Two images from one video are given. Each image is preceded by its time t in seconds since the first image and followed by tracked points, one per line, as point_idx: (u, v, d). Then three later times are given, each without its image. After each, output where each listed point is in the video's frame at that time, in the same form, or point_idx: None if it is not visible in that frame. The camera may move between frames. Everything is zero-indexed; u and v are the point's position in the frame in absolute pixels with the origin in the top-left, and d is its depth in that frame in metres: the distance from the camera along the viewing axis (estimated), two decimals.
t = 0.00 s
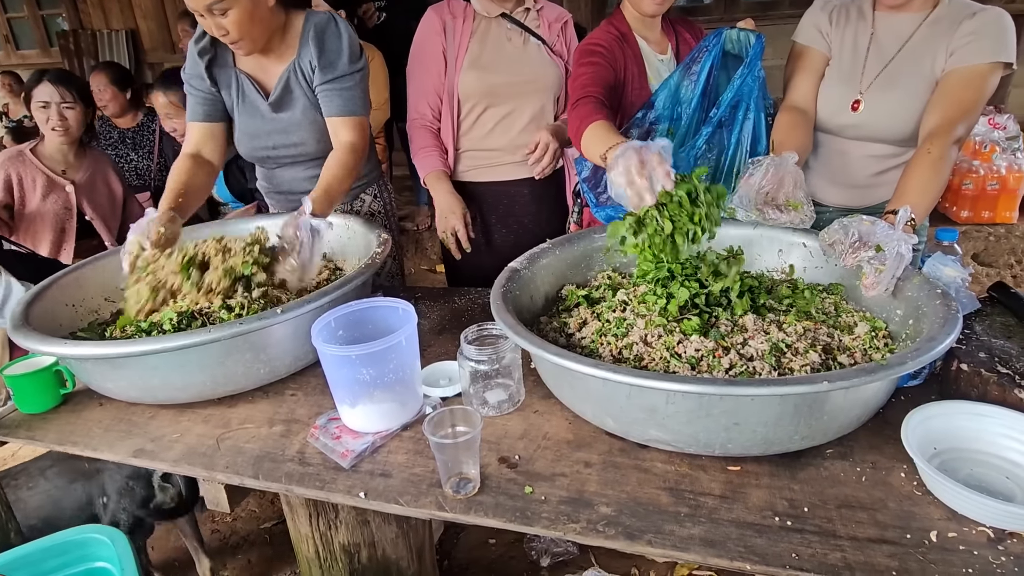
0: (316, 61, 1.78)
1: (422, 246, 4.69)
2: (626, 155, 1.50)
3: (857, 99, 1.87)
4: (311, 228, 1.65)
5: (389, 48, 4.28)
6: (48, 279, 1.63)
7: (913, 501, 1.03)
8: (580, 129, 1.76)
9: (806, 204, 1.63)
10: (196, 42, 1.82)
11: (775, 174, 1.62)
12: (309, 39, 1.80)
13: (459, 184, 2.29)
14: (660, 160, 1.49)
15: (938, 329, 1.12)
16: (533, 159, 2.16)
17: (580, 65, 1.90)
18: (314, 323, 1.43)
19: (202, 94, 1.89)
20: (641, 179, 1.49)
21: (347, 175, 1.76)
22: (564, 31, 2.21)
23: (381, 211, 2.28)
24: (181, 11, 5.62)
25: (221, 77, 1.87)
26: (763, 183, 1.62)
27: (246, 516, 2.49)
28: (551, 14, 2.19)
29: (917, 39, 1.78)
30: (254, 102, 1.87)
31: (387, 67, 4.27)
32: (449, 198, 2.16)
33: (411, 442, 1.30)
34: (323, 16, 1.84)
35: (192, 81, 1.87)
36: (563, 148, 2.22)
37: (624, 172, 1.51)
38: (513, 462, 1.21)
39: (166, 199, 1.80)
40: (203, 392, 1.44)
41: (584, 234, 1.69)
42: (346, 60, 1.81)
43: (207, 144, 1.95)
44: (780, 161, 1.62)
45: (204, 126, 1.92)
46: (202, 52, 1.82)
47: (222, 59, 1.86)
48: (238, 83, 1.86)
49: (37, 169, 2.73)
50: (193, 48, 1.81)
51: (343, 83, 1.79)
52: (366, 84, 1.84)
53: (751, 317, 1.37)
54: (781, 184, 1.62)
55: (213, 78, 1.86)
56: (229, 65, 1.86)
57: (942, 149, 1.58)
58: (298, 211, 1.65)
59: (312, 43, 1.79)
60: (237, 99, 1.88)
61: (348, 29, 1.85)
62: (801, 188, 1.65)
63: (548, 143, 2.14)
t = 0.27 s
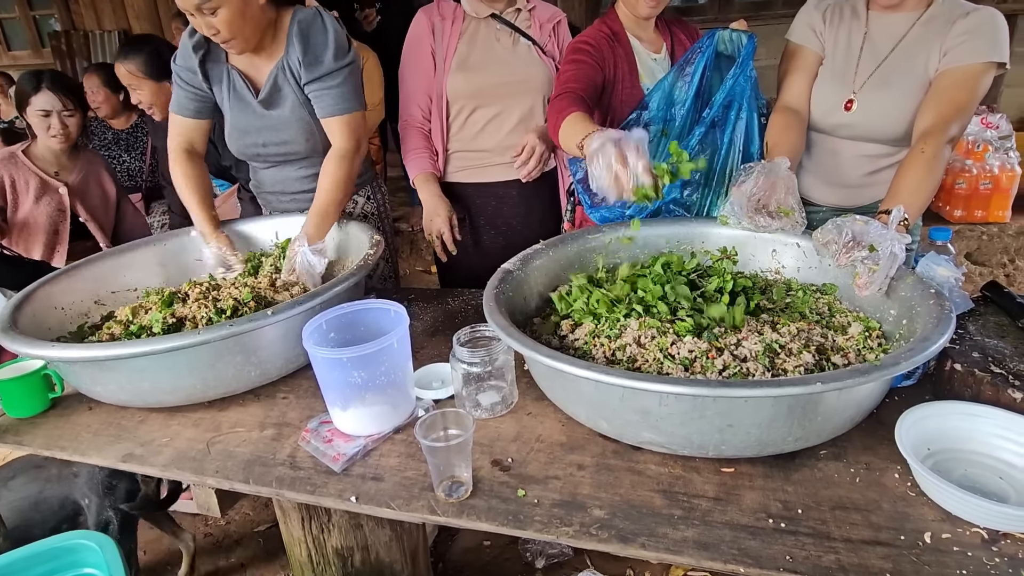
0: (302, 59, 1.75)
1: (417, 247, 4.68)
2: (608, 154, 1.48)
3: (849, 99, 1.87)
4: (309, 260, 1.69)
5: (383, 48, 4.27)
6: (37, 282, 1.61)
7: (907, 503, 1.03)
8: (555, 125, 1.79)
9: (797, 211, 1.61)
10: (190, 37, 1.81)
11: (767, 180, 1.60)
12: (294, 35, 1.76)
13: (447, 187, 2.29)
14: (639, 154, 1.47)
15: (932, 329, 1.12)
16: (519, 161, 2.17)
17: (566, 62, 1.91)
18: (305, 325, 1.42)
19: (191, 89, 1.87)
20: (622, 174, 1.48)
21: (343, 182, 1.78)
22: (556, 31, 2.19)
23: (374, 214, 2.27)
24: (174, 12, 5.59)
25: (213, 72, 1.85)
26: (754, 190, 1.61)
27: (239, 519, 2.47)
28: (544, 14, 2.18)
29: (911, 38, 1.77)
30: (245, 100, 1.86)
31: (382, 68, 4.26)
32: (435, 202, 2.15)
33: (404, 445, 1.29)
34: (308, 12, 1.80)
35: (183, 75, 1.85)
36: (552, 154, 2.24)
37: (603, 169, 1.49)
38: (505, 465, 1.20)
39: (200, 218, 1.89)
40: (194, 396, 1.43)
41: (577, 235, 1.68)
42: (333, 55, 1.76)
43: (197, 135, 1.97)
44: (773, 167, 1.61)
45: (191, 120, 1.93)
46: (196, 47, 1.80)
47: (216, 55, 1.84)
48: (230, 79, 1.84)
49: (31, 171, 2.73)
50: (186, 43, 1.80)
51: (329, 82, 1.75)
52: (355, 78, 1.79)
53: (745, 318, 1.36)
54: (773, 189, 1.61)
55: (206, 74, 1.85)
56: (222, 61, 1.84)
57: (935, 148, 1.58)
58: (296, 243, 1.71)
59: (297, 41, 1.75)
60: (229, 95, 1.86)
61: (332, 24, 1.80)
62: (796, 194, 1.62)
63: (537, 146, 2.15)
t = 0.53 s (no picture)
0: (298, 61, 1.75)
1: (411, 248, 4.67)
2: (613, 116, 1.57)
3: (842, 100, 1.87)
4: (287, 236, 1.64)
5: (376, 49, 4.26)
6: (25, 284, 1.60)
7: (900, 502, 1.03)
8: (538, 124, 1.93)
9: (791, 212, 1.60)
10: (182, 42, 1.79)
11: (763, 179, 1.59)
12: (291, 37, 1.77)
13: (437, 188, 2.29)
14: (645, 125, 1.57)
15: (924, 329, 1.12)
16: (513, 163, 2.16)
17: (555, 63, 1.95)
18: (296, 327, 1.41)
19: (188, 95, 1.87)
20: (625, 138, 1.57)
21: (330, 178, 1.76)
22: (546, 31, 2.19)
23: (369, 214, 2.25)
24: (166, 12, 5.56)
25: (207, 77, 1.85)
26: (749, 191, 1.60)
27: (232, 522, 2.46)
28: (533, 14, 2.18)
29: (903, 39, 1.78)
30: (238, 103, 1.86)
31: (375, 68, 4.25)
32: (423, 204, 2.15)
33: (396, 448, 1.29)
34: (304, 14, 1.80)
35: (176, 81, 1.84)
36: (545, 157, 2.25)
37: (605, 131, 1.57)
38: (499, 467, 1.20)
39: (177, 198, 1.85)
40: (184, 399, 1.42)
41: (571, 235, 1.68)
42: (327, 58, 1.77)
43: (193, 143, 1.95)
44: (767, 169, 1.60)
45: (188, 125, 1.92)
46: (188, 51, 1.79)
47: (207, 57, 1.83)
48: (224, 82, 1.84)
49: (27, 174, 2.69)
50: (178, 47, 1.79)
51: (326, 84, 1.76)
52: (350, 80, 1.80)
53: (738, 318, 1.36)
54: (768, 190, 1.59)
55: (199, 79, 1.84)
56: (215, 64, 1.84)
57: (927, 149, 1.58)
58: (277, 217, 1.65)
59: (292, 43, 1.76)
60: (222, 98, 1.86)
61: (331, 26, 1.82)
62: (789, 196, 1.60)
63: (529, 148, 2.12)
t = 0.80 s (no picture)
0: (295, 69, 1.75)
1: (404, 251, 4.67)
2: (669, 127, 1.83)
3: (832, 101, 1.89)
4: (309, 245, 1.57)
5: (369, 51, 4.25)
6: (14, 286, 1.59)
7: (889, 501, 1.03)
8: (544, 145, 2.01)
9: (779, 215, 1.60)
10: (173, 49, 1.77)
11: (750, 181, 1.59)
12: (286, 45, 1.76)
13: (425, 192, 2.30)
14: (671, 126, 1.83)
15: (911, 329, 1.13)
16: (501, 167, 2.17)
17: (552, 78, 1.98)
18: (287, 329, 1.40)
19: (174, 101, 1.84)
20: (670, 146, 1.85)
21: (330, 187, 1.75)
22: (531, 33, 2.21)
23: (365, 215, 2.26)
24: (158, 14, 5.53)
25: (199, 85, 1.84)
26: (736, 193, 1.60)
27: (224, 526, 2.44)
28: (518, 16, 2.20)
29: (893, 41, 1.79)
30: (233, 110, 1.85)
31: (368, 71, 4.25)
32: (410, 209, 2.15)
33: (388, 450, 1.28)
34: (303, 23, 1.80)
35: (164, 87, 1.82)
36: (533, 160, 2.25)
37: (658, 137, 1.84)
38: (490, 468, 1.19)
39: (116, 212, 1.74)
40: (174, 402, 1.41)
41: (562, 237, 1.68)
42: (325, 67, 1.76)
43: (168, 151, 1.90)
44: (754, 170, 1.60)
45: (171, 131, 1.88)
46: (179, 60, 1.77)
47: (199, 65, 1.82)
48: (219, 91, 1.84)
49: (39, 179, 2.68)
50: (168, 55, 1.77)
51: (324, 91, 1.75)
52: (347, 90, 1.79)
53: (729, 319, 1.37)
54: (756, 192, 1.59)
55: (190, 87, 1.83)
56: (208, 72, 1.83)
57: (916, 149, 1.59)
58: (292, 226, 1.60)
59: (289, 51, 1.75)
60: (217, 106, 1.86)
61: (329, 35, 1.81)
62: (778, 197, 1.60)
63: (517, 151, 2.15)
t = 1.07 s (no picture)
0: (284, 95, 1.72)
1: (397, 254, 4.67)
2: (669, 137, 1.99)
3: (823, 105, 1.90)
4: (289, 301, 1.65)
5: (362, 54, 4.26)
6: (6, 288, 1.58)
7: (879, 502, 1.04)
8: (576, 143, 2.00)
9: (768, 220, 1.58)
10: (165, 70, 1.75)
11: (741, 186, 1.56)
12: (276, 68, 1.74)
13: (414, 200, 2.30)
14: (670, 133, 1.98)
15: (899, 331, 1.14)
16: (489, 174, 2.16)
17: (565, 77, 2.01)
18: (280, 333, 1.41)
19: (174, 123, 1.79)
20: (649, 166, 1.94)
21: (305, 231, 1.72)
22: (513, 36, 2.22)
23: (363, 221, 2.26)
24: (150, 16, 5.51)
25: (195, 105, 1.81)
26: (727, 198, 1.57)
27: (216, 530, 2.43)
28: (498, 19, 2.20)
29: (883, 45, 1.80)
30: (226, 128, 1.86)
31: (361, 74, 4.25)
32: (404, 219, 2.15)
33: (381, 453, 1.28)
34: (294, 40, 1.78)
35: (159, 109, 1.77)
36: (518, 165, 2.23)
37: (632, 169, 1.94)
38: (483, 471, 1.20)
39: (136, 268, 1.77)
40: (166, 406, 1.41)
41: (556, 239, 1.69)
42: (314, 96, 1.73)
43: (176, 178, 1.85)
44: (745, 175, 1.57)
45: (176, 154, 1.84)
46: (173, 81, 1.74)
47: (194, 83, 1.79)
48: (215, 109, 1.82)
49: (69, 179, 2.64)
50: (162, 77, 1.74)
51: (308, 121, 1.72)
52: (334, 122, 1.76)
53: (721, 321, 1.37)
54: (747, 197, 1.57)
55: (186, 107, 1.79)
56: (203, 90, 1.80)
57: (906, 153, 1.61)
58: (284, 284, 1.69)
59: (280, 77, 1.73)
60: (214, 125, 1.85)
61: (320, 61, 1.78)
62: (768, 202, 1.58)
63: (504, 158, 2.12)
